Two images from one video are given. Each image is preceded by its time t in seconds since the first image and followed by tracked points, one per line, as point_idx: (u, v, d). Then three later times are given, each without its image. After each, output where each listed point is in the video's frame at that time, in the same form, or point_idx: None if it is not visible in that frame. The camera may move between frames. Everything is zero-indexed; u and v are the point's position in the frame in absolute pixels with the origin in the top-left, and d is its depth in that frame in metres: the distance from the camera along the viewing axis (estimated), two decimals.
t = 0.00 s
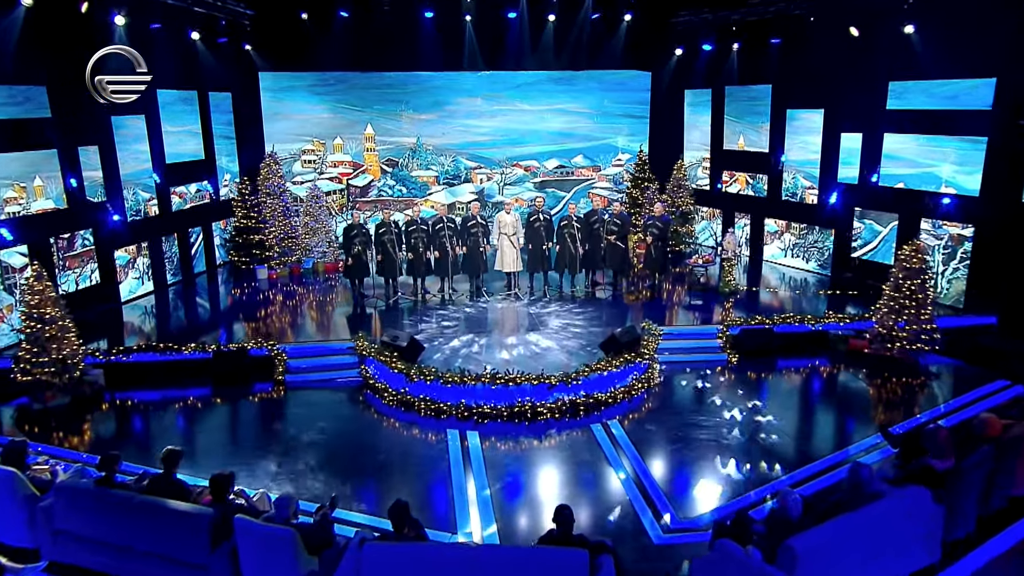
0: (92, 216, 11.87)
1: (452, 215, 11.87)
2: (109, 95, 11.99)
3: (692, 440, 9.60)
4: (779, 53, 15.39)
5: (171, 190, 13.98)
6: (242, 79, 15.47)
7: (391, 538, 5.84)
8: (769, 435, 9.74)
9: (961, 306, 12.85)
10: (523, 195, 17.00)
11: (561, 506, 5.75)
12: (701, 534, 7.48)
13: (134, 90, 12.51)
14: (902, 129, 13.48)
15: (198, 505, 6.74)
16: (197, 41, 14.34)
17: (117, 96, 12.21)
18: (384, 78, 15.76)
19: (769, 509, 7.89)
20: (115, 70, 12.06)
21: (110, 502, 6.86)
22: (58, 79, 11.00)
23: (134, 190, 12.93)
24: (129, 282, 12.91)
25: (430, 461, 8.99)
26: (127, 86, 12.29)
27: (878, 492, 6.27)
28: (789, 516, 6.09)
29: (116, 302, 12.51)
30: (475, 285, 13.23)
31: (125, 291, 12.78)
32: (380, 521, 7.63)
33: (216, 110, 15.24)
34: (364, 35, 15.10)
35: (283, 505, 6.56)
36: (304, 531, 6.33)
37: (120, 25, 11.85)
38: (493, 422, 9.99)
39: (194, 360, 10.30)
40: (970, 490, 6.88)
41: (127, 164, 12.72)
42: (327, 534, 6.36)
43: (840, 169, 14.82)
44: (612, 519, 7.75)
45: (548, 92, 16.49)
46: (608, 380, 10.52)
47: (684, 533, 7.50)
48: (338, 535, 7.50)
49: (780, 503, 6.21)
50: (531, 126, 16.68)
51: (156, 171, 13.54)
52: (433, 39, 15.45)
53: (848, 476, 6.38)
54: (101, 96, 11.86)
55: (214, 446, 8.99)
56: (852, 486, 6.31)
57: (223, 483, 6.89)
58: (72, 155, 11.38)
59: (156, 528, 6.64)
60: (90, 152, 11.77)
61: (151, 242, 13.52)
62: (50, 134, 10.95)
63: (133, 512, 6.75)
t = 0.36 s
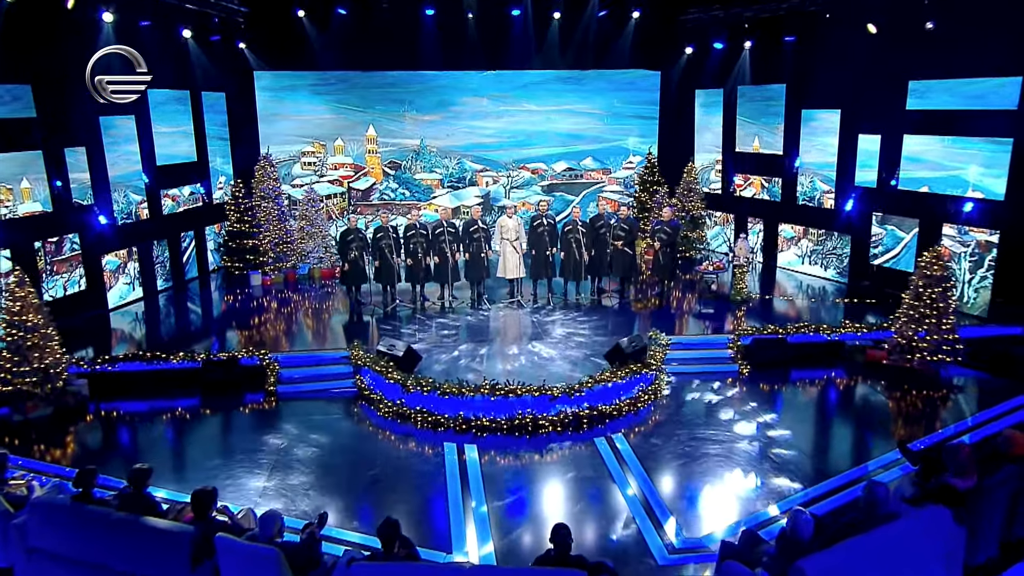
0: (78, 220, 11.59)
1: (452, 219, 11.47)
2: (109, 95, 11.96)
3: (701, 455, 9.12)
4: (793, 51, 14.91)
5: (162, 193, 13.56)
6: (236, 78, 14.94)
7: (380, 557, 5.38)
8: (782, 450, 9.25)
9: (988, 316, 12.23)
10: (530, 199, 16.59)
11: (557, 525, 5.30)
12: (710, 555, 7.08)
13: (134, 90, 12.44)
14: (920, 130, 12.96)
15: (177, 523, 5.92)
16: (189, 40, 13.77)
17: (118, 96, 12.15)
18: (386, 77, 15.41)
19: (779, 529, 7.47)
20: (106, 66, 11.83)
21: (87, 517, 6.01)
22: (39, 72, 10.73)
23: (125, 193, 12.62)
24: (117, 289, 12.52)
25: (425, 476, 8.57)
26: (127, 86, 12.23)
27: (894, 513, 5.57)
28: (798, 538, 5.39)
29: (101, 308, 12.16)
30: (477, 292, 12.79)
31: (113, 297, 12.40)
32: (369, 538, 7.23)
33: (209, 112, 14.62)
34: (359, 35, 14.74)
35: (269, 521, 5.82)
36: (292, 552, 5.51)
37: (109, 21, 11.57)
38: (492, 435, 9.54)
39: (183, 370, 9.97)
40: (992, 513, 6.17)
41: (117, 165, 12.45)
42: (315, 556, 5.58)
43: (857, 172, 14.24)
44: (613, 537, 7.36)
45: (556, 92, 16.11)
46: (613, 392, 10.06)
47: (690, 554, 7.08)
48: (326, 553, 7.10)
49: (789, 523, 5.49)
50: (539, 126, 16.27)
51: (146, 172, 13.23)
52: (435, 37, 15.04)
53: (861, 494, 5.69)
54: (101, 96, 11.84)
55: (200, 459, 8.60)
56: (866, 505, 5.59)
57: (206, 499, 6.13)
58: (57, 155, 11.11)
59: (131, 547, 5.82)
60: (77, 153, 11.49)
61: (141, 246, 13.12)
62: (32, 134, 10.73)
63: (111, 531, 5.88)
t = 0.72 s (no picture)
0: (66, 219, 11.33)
1: (453, 219, 11.10)
2: (109, 95, 12.02)
3: (710, 466, 8.67)
4: (809, 43, 14.40)
5: (153, 191, 13.28)
6: (229, 74, 14.67)
7: (368, 570, 4.90)
8: (796, 460, 8.80)
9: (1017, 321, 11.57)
10: (538, 198, 16.16)
11: (556, 536, 4.82)
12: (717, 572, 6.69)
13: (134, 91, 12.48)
14: (940, 126, 12.40)
15: (161, 535, 5.38)
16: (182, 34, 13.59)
17: (118, 96, 12.19)
18: (388, 72, 15.02)
19: (790, 544, 7.06)
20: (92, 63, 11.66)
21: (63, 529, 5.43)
22: (23, 67, 10.52)
23: (117, 190, 12.41)
24: (108, 292, 12.25)
25: (420, 485, 8.18)
26: (127, 86, 12.27)
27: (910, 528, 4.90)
28: (810, 553, 4.73)
29: (90, 309, 11.86)
30: (478, 295, 12.41)
31: (102, 299, 12.13)
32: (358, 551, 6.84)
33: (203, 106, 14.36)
34: (357, 28, 14.48)
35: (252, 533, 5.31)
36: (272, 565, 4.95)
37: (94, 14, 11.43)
38: (492, 443, 9.13)
39: (173, 374, 9.61)
40: None
41: (108, 163, 12.21)
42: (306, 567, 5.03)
43: (876, 170, 13.69)
44: (616, 550, 6.98)
45: (565, 88, 15.62)
46: (618, 399, 9.62)
47: (695, 569, 6.70)
48: (314, 565, 6.71)
49: (800, 538, 4.85)
50: (548, 123, 15.83)
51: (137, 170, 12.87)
52: (435, 30, 14.77)
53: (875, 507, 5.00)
54: (101, 96, 11.88)
55: (186, 467, 8.26)
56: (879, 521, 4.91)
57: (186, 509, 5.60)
58: (42, 152, 10.88)
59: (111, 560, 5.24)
60: (64, 149, 11.27)
61: (130, 245, 12.73)
62: (16, 130, 10.49)
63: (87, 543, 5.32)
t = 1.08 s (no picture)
0: (51, 216, 11.08)
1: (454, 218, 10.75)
2: (109, 95, 11.96)
3: (720, 475, 8.24)
4: (824, 35, 13.85)
5: (144, 188, 12.91)
6: (222, 68, 14.18)
7: None
8: (810, 470, 8.36)
9: None
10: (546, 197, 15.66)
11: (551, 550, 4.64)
12: None
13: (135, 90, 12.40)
14: (965, 121, 11.85)
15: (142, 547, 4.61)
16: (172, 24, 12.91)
17: (118, 96, 12.12)
18: (392, 67, 14.76)
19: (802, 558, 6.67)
20: (80, 58, 11.38)
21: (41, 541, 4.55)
22: (8, 60, 10.28)
23: (107, 187, 12.13)
24: (97, 293, 12.08)
25: (413, 495, 7.81)
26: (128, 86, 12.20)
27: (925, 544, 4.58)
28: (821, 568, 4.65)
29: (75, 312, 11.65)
30: (479, 297, 11.99)
31: (90, 300, 11.93)
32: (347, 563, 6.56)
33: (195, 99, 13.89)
34: (357, 19, 13.79)
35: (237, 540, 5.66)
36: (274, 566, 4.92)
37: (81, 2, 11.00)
38: (491, 451, 8.71)
39: (162, 378, 9.28)
40: None
41: (98, 159, 11.92)
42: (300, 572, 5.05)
43: (896, 167, 13.17)
44: (619, 564, 6.63)
45: (574, 82, 15.32)
46: (622, 405, 9.20)
47: None
48: None
49: (809, 552, 4.78)
50: (557, 119, 15.45)
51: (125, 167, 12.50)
52: (437, 22, 14.04)
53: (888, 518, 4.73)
54: (101, 96, 11.83)
55: (171, 474, 7.93)
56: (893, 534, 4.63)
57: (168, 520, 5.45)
58: (27, 147, 10.61)
59: None
60: (50, 145, 10.99)
61: (114, 245, 12.35)
62: None
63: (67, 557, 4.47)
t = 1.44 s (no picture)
0: (39, 212, 10.75)
1: (457, 217, 10.39)
2: (109, 95, 11.72)
3: (733, 485, 7.79)
4: (845, 25, 13.27)
5: (138, 185, 12.63)
6: (218, 59, 13.82)
7: None
8: (830, 480, 7.90)
9: None
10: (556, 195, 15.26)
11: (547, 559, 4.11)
12: None
13: (134, 90, 12.16)
14: (994, 115, 11.26)
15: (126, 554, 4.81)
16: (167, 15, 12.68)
17: (117, 96, 11.90)
18: (397, 60, 14.32)
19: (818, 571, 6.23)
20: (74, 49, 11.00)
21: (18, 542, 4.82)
22: None
23: (100, 183, 11.87)
24: (90, 293, 11.83)
25: (411, 503, 7.43)
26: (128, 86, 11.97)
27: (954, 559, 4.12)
28: None
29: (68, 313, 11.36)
30: (483, 298, 11.58)
31: (81, 300, 11.66)
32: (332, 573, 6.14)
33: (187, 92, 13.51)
34: (358, 12, 13.61)
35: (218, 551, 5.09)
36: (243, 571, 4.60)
37: None
38: (492, 458, 8.30)
39: (151, 382, 9.00)
40: None
41: (91, 154, 11.68)
42: None
43: (920, 164, 12.64)
44: None
45: (588, 77, 14.81)
46: (630, 411, 8.77)
47: None
48: None
49: (822, 567, 4.21)
50: (569, 115, 15.01)
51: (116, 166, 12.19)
52: (441, 17, 13.85)
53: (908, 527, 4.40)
54: (101, 96, 11.59)
55: (157, 481, 7.59)
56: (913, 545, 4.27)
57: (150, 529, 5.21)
58: (13, 140, 10.29)
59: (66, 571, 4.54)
60: (38, 139, 10.68)
61: (107, 245, 12.09)
62: None
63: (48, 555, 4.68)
